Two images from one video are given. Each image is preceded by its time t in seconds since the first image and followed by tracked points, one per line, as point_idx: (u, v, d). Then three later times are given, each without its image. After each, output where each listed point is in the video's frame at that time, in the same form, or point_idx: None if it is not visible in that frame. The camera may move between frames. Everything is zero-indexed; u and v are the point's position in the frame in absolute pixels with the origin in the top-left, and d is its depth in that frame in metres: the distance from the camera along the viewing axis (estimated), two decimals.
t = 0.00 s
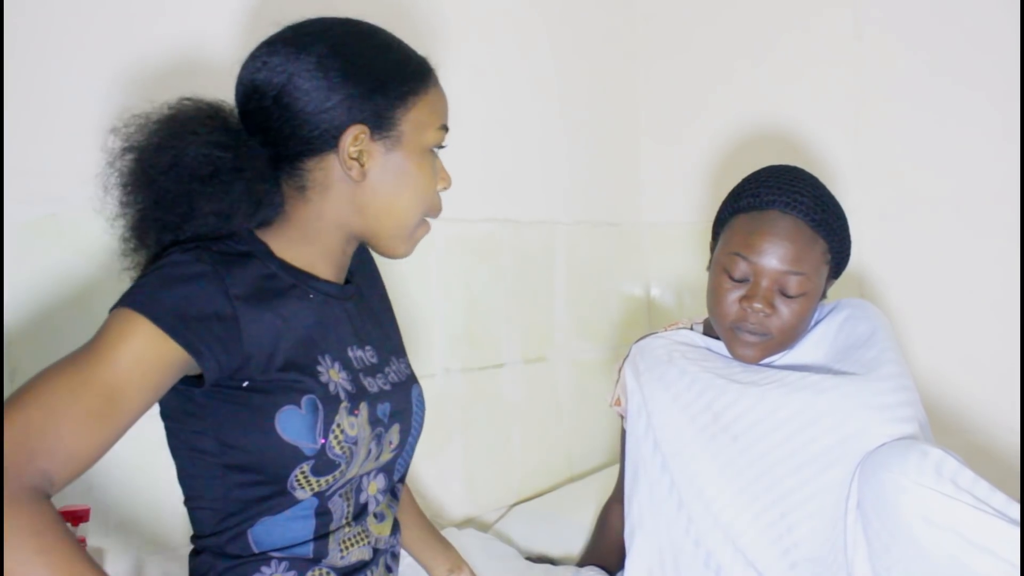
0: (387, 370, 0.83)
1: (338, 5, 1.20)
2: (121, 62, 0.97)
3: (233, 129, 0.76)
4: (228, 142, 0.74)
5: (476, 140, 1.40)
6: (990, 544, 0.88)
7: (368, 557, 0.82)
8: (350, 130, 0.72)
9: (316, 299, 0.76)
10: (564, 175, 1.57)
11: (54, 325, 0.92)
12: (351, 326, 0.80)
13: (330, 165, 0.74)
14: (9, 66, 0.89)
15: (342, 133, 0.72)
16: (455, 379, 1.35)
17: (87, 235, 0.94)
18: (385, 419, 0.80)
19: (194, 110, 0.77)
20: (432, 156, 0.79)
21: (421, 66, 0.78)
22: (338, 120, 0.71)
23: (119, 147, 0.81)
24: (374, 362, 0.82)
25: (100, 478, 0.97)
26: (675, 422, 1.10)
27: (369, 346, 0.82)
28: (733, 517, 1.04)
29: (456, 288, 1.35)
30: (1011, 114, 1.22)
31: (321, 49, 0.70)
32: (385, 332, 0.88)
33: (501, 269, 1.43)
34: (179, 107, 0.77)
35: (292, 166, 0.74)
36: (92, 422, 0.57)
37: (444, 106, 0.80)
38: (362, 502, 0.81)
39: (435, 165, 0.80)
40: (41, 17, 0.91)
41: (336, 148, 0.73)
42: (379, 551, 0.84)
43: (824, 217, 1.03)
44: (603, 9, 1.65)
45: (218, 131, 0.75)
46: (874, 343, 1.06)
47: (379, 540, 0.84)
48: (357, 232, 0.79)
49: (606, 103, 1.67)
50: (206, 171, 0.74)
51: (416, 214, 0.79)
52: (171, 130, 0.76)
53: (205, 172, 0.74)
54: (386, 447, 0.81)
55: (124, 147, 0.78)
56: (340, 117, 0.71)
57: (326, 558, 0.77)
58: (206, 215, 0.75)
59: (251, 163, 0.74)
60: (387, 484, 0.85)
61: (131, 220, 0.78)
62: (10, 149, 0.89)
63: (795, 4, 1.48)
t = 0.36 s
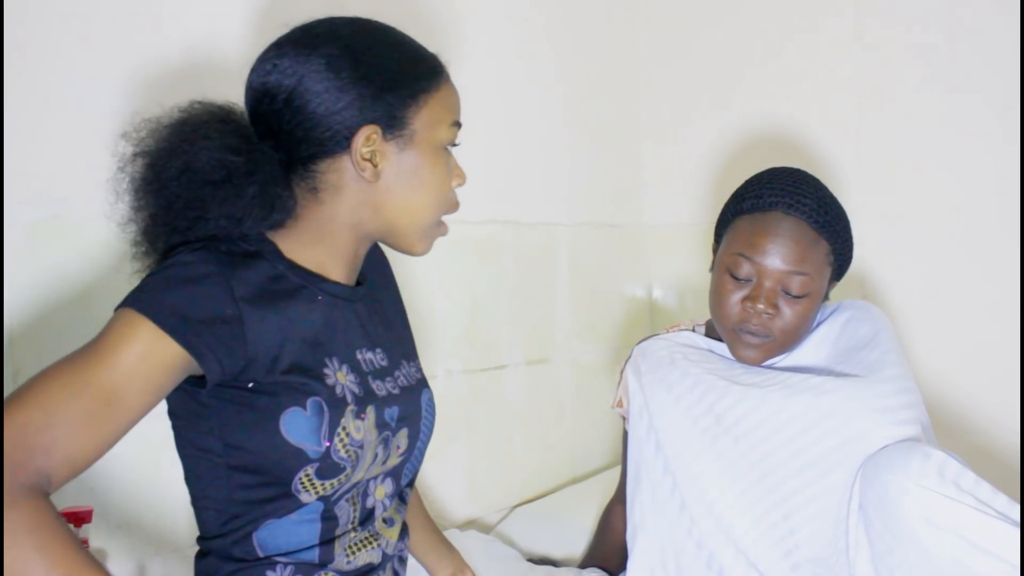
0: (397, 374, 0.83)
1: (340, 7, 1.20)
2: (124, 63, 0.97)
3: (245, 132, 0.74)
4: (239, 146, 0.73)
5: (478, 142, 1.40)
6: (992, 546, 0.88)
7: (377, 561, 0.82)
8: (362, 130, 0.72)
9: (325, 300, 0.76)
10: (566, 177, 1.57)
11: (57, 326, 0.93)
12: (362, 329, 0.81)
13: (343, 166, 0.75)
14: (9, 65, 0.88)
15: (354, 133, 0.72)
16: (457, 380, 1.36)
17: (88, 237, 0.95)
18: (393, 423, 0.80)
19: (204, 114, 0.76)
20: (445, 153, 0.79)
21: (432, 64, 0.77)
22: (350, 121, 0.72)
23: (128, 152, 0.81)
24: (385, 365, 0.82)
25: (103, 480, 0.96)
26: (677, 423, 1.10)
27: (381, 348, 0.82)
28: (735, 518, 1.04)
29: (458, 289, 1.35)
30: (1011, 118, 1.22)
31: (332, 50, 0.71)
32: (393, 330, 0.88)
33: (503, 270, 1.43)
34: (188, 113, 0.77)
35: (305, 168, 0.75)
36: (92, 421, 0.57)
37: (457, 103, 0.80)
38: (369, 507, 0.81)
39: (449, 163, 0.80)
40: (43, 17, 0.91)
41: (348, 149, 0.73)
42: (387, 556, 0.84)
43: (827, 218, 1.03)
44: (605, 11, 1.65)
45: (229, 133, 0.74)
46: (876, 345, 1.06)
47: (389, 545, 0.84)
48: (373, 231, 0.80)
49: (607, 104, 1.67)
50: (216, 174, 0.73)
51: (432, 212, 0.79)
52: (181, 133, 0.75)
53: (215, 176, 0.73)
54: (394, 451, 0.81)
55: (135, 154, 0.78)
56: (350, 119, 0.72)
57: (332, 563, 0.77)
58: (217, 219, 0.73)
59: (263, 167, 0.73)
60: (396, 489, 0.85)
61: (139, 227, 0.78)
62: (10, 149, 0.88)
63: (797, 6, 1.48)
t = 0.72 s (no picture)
0: (404, 368, 0.82)
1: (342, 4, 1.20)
2: (124, 59, 0.97)
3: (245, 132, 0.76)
4: (234, 146, 0.75)
5: (479, 140, 1.39)
6: (993, 544, 0.88)
7: (381, 559, 0.82)
8: (356, 126, 0.72)
9: (326, 292, 0.76)
10: (567, 174, 1.57)
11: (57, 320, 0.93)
12: (368, 324, 0.81)
13: (341, 164, 0.75)
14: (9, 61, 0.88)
15: (349, 130, 0.72)
16: (458, 377, 1.35)
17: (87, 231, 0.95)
18: (396, 416, 0.79)
19: (209, 117, 0.78)
20: (447, 145, 0.78)
21: (430, 57, 0.77)
22: (345, 116, 0.72)
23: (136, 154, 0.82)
24: (390, 358, 0.81)
25: (106, 478, 0.95)
26: (679, 421, 1.10)
27: (387, 342, 0.82)
28: (736, 517, 1.04)
29: (459, 286, 1.35)
30: (1012, 119, 1.22)
31: (326, 46, 0.70)
32: (404, 324, 0.88)
33: (504, 268, 1.42)
34: (194, 116, 0.78)
35: (304, 167, 0.75)
36: (76, 391, 0.57)
37: (457, 95, 0.79)
38: (373, 503, 0.80)
39: (452, 156, 0.79)
40: (44, 13, 0.91)
41: (345, 147, 0.73)
42: (392, 555, 0.84)
43: (829, 216, 1.03)
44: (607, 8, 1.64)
45: (225, 133, 0.76)
46: (878, 343, 1.06)
47: (393, 544, 0.84)
48: (380, 227, 0.80)
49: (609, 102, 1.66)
50: (214, 173, 0.75)
51: (437, 207, 0.78)
52: (183, 135, 0.77)
53: (213, 174, 0.75)
54: (398, 445, 0.81)
55: (140, 158, 0.79)
56: (345, 114, 0.72)
57: (333, 560, 0.76)
58: (214, 216, 0.73)
59: (256, 163, 0.74)
60: (402, 486, 0.84)
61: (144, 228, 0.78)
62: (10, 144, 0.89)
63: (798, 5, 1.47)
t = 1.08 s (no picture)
0: (410, 373, 0.82)
1: (342, 7, 1.20)
2: (126, 62, 0.97)
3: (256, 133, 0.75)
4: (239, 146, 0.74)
5: (481, 142, 1.40)
6: (994, 546, 0.88)
7: (390, 565, 0.82)
8: (374, 134, 0.72)
9: (334, 299, 0.76)
10: (568, 176, 1.57)
11: (60, 325, 0.93)
12: (375, 328, 0.80)
13: (356, 170, 0.74)
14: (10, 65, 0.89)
15: (366, 137, 0.72)
16: (459, 379, 1.36)
17: (90, 237, 0.95)
18: (403, 422, 0.79)
19: (215, 114, 0.77)
20: (458, 153, 0.79)
21: (445, 64, 0.77)
22: (362, 124, 0.71)
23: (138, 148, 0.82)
24: (397, 364, 0.81)
25: (105, 479, 0.97)
26: (680, 423, 1.10)
27: (394, 347, 0.82)
28: (737, 518, 1.04)
29: (460, 288, 1.35)
30: (1011, 121, 1.22)
31: (345, 50, 0.70)
32: (410, 329, 0.88)
33: (505, 270, 1.43)
34: (198, 113, 0.78)
35: (316, 170, 0.75)
36: (92, 409, 0.57)
37: (470, 103, 0.80)
38: (381, 509, 0.80)
39: (462, 164, 0.79)
40: (46, 16, 0.91)
41: (361, 153, 0.73)
42: (401, 560, 0.84)
43: (829, 219, 1.02)
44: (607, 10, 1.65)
45: (238, 137, 0.74)
46: (878, 346, 1.06)
47: (402, 549, 0.84)
48: (386, 233, 0.80)
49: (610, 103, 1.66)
50: (223, 179, 0.74)
51: (444, 215, 0.79)
52: (187, 134, 0.76)
53: (222, 181, 0.74)
54: (405, 451, 0.81)
55: (146, 153, 0.79)
56: (364, 122, 0.71)
57: (343, 568, 0.76)
58: (225, 224, 0.73)
59: (274, 173, 0.74)
60: (409, 491, 0.84)
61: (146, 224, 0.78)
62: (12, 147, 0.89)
63: (798, 6, 1.48)
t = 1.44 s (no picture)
0: (400, 375, 0.82)
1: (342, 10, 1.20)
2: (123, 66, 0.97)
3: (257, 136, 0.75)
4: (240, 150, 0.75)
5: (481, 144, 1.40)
6: (995, 548, 0.88)
7: (385, 570, 0.82)
8: (373, 164, 0.71)
9: (322, 300, 0.76)
10: (569, 178, 1.57)
11: (59, 326, 0.93)
12: (362, 329, 0.80)
13: (350, 191, 0.73)
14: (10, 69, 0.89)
15: (365, 166, 0.71)
16: (461, 381, 1.36)
17: (89, 239, 0.95)
18: (394, 424, 0.79)
19: (220, 104, 0.78)
20: (458, 189, 0.77)
21: (461, 96, 0.74)
22: (365, 153, 0.70)
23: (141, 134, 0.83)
24: (386, 366, 0.81)
25: (105, 483, 0.97)
26: (681, 425, 1.10)
27: (383, 350, 0.82)
28: (738, 520, 1.04)
29: (460, 290, 1.35)
30: (1012, 121, 1.22)
31: (361, 74, 0.68)
32: (403, 331, 0.88)
33: (506, 272, 1.42)
34: (203, 105, 0.78)
35: (313, 182, 0.74)
36: (79, 415, 0.57)
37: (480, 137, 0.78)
38: (375, 514, 0.80)
39: (462, 193, 0.78)
40: (43, 20, 0.91)
41: (357, 178, 0.72)
42: (396, 565, 0.84)
43: (830, 218, 1.02)
44: (607, 12, 1.64)
45: (237, 132, 0.76)
46: (879, 347, 1.06)
47: (396, 554, 0.84)
48: (374, 247, 0.79)
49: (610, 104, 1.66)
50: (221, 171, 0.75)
51: (433, 242, 0.78)
52: (191, 127, 0.77)
53: (221, 174, 0.75)
54: (397, 453, 0.81)
55: (146, 138, 0.80)
56: (365, 151, 0.70)
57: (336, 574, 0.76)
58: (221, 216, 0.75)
59: (269, 170, 0.74)
60: (403, 495, 0.84)
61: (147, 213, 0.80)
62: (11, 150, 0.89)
63: (798, 7, 1.47)
